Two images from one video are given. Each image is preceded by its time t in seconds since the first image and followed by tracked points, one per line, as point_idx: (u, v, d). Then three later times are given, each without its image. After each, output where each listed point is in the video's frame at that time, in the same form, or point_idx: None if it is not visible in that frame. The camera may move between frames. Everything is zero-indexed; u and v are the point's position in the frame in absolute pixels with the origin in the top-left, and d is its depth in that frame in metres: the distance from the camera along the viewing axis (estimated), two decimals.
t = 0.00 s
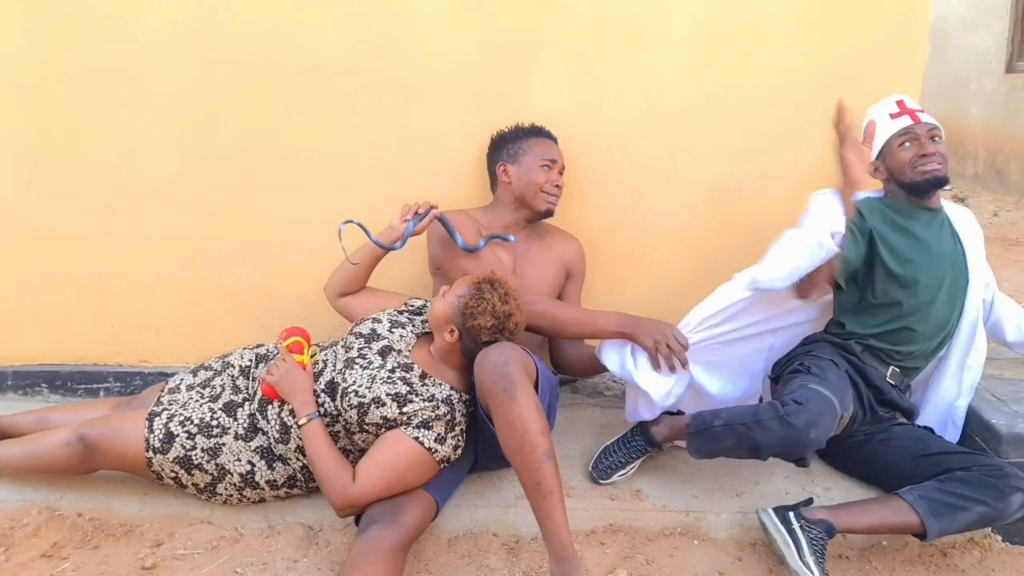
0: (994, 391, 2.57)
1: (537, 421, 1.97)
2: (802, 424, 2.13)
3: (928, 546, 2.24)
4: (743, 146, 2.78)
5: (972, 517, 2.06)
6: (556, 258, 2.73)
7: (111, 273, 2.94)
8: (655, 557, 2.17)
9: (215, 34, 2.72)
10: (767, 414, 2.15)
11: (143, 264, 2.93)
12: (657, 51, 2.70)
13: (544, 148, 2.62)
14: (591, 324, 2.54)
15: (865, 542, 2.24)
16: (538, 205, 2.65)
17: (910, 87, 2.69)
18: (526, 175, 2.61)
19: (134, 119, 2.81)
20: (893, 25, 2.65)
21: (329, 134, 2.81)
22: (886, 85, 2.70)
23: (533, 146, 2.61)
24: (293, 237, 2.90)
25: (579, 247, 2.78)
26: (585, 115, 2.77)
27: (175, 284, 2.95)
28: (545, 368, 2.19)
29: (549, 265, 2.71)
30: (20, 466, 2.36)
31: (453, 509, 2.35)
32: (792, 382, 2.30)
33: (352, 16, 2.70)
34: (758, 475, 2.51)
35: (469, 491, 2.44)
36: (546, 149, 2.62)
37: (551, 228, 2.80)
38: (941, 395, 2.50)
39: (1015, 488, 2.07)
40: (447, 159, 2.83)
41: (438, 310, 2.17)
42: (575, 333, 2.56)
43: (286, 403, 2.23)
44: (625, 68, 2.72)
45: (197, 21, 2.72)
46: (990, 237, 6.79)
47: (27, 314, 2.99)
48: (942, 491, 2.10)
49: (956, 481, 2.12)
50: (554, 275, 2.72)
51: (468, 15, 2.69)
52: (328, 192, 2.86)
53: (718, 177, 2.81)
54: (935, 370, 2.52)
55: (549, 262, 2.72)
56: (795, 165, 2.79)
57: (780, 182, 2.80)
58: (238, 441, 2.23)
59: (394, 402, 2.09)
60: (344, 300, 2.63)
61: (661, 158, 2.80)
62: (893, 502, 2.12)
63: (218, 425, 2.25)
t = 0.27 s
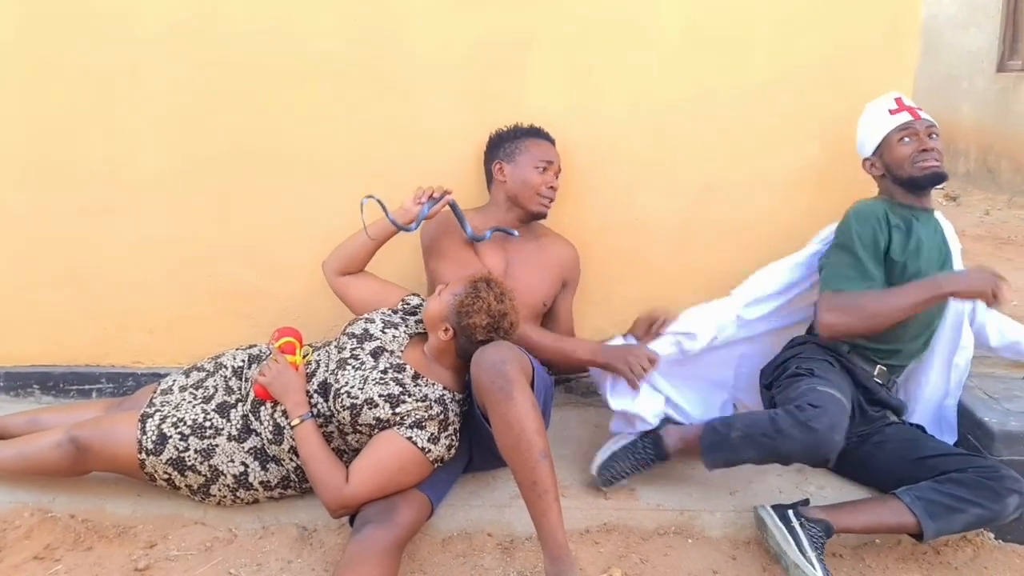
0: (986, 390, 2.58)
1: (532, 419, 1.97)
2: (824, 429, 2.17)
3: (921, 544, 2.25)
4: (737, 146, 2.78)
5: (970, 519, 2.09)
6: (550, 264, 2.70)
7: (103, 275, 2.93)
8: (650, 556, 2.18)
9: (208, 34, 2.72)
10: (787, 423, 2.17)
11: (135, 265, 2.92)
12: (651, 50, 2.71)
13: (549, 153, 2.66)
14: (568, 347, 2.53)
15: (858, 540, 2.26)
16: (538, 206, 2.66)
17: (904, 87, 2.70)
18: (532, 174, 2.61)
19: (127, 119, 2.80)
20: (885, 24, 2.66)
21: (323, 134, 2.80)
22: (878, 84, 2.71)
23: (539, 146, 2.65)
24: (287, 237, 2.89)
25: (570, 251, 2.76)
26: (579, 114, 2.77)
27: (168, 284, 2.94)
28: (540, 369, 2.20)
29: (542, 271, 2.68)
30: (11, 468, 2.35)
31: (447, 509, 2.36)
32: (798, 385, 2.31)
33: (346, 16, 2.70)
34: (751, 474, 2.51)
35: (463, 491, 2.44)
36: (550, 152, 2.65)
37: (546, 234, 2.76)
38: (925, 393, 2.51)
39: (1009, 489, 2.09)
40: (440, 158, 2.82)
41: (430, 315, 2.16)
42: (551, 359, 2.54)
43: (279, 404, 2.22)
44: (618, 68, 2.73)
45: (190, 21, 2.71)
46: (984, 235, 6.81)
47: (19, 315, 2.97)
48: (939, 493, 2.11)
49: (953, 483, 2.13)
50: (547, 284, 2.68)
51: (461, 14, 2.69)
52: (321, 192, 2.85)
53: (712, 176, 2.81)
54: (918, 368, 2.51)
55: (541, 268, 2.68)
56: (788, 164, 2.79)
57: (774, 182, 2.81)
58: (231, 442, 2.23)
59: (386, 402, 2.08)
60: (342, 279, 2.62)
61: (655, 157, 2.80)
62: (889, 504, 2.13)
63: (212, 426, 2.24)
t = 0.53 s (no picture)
0: (976, 388, 2.59)
1: (543, 419, 1.96)
2: (852, 462, 2.11)
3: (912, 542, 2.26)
4: (729, 145, 2.79)
5: (966, 525, 2.12)
6: (558, 254, 2.71)
7: (92, 275, 2.92)
8: (642, 555, 2.18)
9: (200, 33, 2.71)
10: (814, 455, 2.11)
11: (126, 265, 2.91)
12: (644, 50, 2.71)
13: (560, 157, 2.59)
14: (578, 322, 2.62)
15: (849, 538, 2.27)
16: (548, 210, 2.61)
17: (894, 86, 2.71)
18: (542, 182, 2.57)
19: (118, 119, 2.79)
20: (874, 25, 2.67)
21: (313, 133, 2.79)
22: (868, 84, 2.72)
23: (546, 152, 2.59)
24: (278, 237, 2.88)
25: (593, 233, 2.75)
26: (570, 114, 2.77)
27: (158, 285, 2.92)
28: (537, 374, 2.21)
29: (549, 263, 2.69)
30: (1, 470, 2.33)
31: (440, 509, 2.35)
32: (813, 407, 2.26)
33: (338, 15, 2.69)
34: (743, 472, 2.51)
35: (455, 490, 2.43)
36: (558, 157, 2.58)
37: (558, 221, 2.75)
38: (904, 388, 2.67)
39: (1003, 497, 2.11)
40: (431, 158, 2.82)
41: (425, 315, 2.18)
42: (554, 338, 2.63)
43: (269, 403, 2.22)
44: (609, 67, 2.73)
45: (179, 21, 2.70)
46: (973, 234, 6.84)
47: (8, 316, 2.96)
48: (936, 500, 2.13)
49: (948, 490, 2.15)
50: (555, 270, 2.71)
51: (451, 14, 2.69)
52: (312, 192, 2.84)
53: (702, 175, 2.82)
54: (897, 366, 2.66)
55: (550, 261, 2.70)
56: (779, 164, 2.80)
57: (764, 181, 2.82)
58: (222, 442, 2.22)
59: (380, 402, 2.08)
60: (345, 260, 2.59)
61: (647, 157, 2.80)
62: (885, 509, 2.15)
63: (202, 427, 2.23)
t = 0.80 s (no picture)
0: (975, 388, 2.59)
1: (535, 431, 1.96)
2: (858, 463, 2.09)
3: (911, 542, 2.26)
4: (730, 144, 2.79)
5: (961, 516, 2.11)
6: (575, 260, 2.62)
7: (93, 274, 2.92)
8: (641, 555, 2.19)
9: (201, 32, 2.71)
10: (822, 458, 2.10)
11: (127, 264, 2.91)
12: (645, 49, 2.71)
13: (581, 168, 2.49)
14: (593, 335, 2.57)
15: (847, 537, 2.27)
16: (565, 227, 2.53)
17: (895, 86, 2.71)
18: (560, 202, 2.49)
19: (119, 118, 2.79)
20: (875, 24, 2.67)
21: (314, 133, 2.79)
22: (868, 83, 2.72)
23: (568, 165, 2.49)
24: (279, 236, 2.88)
25: (610, 243, 2.66)
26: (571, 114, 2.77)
27: (159, 284, 2.93)
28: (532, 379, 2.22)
29: (565, 273, 2.61)
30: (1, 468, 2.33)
31: (438, 508, 2.35)
32: (817, 406, 2.26)
33: (339, 14, 2.69)
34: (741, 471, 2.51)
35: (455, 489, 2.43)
36: (580, 172, 2.48)
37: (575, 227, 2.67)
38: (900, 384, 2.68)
39: (993, 485, 2.12)
40: (433, 158, 2.82)
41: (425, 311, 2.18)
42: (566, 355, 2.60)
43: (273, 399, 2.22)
44: (610, 67, 2.73)
45: (181, 21, 2.70)
46: (972, 235, 6.84)
47: (9, 315, 2.96)
48: (927, 490, 2.13)
49: (942, 479, 2.15)
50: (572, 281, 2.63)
51: (452, 13, 2.69)
52: (313, 192, 2.85)
53: (703, 175, 2.82)
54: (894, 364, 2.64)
55: (567, 269, 2.62)
56: (780, 163, 2.80)
57: (765, 181, 2.82)
58: (224, 440, 2.23)
59: (381, 397, 2.08)
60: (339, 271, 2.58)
61: (648, 156, 2.80)
62: (883, 505, 2.15)
63: (205, 424, 2.23)
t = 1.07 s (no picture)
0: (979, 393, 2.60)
1: (565, 433, 1.96)
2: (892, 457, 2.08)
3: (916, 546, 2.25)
4: (735, 147, 2.79)
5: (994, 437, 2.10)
6: (575, 266, 2.72)
7: (99, 275, 2.93)
8: (645, 559, 2.18)
9: (208, 34, 2.72)
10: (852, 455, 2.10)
11: (133, 264, 2.92)
12: (651, 52, 2.71)
13: (553, 157, 2.62)
14: (605, 331, 2.61)
15: (851, 543, 2.26)
16: (542, 222, 2.62)
17: (902, 90, 2.71)
18: (542, 202, 2.59)
19: (126, 118, 2.80)
20: (881, 26, 2.67)
21: (319, 134, 2.80)
22: (874, 86, 2.71)
23: (535, 154, 2.60)
24: (284, 237, 2.89)
25: (596, 249, 2.76)
26: (576, 115, 2.77)
27: (164, 285, 2.93)
28: (557, 386, 2.23)
29: (567, 278, 2.71)
30: (6, 467, 2.33)
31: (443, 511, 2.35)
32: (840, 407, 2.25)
33: (347, 16, 2.70)
34: (745, 474, 2.49)
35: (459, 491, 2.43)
36: (553, 159, 2.61)
37: (571, 231, 2.78)
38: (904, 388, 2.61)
39: (991, 395, 2.17)
40: (438, 159, 2.82)
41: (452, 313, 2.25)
42: (593, 347, 2.61)
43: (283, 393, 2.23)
44: (616, 68, 2.73)
45: (187, 22, 2.71)
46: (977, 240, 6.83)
47: (15, 314, 2.97)
48: (955, 447, 2.11)
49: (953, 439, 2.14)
50: (571, 284, 2.72)
51: (458, 14, 2.69)
52: (318, 193, 2.85)
53: (708, 177, 2.82)
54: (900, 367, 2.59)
55: (566, 274, 2.71)
56: (786, 166, 2.80)
57: (770, 184, 2.82)
58: (229, 436, 2.22)
59: (405, 385, 2.09)
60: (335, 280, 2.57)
61: (653, 158, 2.80)
62: (938, 490, 2.06)
63: (211, 420, 2.24)
